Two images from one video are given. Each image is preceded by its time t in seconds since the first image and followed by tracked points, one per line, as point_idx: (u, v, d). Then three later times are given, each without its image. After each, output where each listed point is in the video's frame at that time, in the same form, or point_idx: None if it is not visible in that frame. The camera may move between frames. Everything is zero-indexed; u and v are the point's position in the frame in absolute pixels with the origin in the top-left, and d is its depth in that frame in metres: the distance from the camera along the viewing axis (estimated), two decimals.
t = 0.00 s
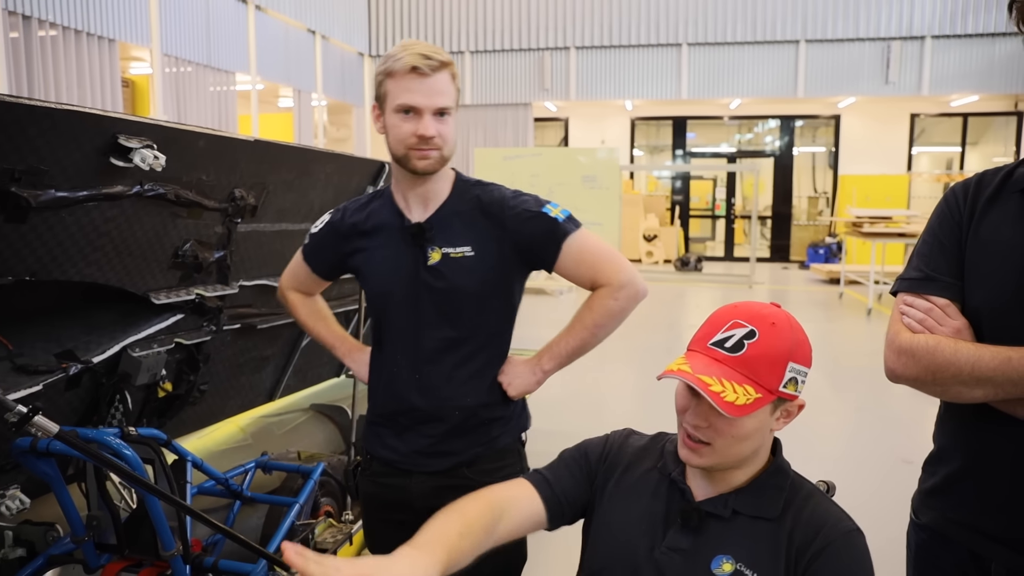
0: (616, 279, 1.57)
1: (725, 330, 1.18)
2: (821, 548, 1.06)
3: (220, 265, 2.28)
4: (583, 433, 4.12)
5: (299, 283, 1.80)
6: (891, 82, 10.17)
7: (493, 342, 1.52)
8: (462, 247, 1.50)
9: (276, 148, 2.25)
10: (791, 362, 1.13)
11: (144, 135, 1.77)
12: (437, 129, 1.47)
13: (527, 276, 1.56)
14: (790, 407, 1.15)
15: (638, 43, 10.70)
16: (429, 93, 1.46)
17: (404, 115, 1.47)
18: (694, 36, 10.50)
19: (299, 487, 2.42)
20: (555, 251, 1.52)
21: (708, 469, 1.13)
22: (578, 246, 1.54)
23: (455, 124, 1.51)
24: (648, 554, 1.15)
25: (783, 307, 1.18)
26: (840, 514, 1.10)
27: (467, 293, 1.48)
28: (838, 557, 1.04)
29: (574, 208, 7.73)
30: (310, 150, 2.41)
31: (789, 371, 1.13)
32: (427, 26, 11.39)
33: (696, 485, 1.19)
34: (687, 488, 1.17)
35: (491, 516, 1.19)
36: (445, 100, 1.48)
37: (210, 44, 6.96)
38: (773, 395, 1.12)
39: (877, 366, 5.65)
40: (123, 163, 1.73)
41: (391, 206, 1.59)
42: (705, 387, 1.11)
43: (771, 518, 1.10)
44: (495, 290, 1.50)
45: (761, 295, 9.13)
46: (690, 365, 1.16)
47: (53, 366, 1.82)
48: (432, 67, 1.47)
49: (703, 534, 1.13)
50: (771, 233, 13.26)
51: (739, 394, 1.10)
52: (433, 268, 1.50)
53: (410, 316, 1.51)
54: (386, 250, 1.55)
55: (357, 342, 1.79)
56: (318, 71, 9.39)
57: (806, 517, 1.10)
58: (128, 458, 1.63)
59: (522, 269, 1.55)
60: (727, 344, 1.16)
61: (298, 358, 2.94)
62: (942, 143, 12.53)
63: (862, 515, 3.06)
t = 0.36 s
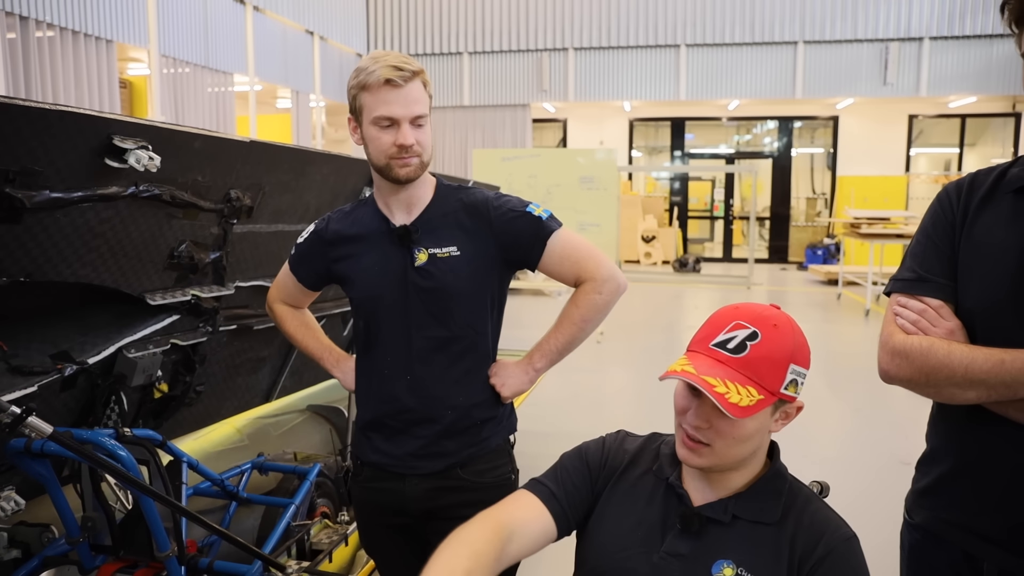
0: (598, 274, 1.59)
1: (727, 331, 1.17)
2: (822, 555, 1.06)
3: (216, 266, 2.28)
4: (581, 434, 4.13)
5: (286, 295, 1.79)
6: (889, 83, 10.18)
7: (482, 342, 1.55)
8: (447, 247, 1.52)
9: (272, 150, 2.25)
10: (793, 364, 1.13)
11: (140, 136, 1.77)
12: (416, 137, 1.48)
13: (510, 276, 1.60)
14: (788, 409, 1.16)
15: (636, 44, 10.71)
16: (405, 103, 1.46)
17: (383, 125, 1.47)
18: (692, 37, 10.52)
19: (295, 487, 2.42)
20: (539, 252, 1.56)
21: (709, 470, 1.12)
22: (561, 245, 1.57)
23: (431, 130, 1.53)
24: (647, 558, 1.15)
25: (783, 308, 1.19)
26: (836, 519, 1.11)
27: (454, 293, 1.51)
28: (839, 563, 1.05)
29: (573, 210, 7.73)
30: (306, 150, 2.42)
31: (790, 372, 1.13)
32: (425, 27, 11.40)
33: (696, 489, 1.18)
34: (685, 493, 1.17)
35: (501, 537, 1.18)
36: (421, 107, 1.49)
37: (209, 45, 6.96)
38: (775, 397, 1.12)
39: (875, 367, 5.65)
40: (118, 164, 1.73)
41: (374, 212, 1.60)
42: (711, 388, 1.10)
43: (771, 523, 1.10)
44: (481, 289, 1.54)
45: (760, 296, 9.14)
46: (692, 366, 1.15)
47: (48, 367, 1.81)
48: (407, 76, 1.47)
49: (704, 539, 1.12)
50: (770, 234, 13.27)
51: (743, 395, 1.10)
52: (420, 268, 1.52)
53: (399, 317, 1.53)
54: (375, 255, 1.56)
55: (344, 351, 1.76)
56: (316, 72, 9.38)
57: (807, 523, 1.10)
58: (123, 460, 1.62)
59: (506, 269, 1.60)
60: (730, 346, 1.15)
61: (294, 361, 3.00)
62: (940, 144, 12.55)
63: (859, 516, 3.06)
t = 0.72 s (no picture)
0: (589, 273, 1.60)
1: (740, 348, 1.13)
2: (814, 559, 1.05)
3: (214, 266, 2.29)
4: (578, 434, 4.14)
5: (280, 294, 1.80)
6: (887, 83, 10.21)
7: (475, 340, 1.55)
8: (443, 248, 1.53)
9: (269, 149, 2.25)
10: (806, 382, 1.10)
11: (137, 136, 1.77)
12: (419, 144, 1.49)
13: (502, 277, 1.60)
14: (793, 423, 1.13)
15: (634, 44, 10.72)
16: (411, 111, 1.47)
17: (387, 133, 1.47)
18: (690, 37, 10.53)
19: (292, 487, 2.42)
20: (533, 252, 1.57)
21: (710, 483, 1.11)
22: (554, 247, 1.59)
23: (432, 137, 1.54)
24: (634, 557, 1.14)
25: (791, 319, 1.15)
26: (830, 523, 1.11)
27: (449, 293, 1.52)
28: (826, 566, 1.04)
29: (570, 210, 7.74)
30: (304, 151, 2.43)
31: (802, 391, 1.10)
32: (424, 27, 11.41)
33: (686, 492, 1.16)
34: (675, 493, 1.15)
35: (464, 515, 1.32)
36: (424, 116, 1.50)
37: (207, 45, 6.97)
38: (787, 416, 1.10)
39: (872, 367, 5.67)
40: (115, 163, 1.73)
41: (371, 211, 1.60)
42: (727, 412, 1.07)
43: (760, 529, 1.09)
44: (476, 290, 1.55)
45: (757, 296, 9.15)
46: (705, 387, 1.11)
47: (45, 366, 1.81)
48: (411, 85, 1.48)
49: (691, 543, 1.11)
50: (768, 234, 13.27)
51: (757, 419, 1.07)
52: (415, 268, 1.52)
53: (393, 315, 1.54)
54: (370, 256, 1.56)
55: (335, 350, 1.76)
56: (315, 72, 9.37)
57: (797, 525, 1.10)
58: (121, 459, 1.61)
59: (499, 269, 1.60)
60: (745, 365, 1.11)
61: (292, 360, 3.02)
62: (938, 145, 12.58)
63: (855, 515, 3.08)
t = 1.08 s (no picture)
0: (583, 269, 1.60)
1: (719, 345, 1.14)
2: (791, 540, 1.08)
3: (211, 263, 2.29)
4: (575, 431, 4.16)
5: (274, 289, 1.80)
6: (884, 83, 10.23)
7: (470, 334, 1.56)
8: (438, 243, 1.54)
9: (266, 146, 2.26)
10: (789, 373, 1.11)
11: (133, 131, 1.78)
12: (414, 142, 1.49)
13: (496, 271, 1.61)
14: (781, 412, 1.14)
15: (632, 43, 10.73)
16: (406, 109, 1.47)
17: (382, 131, 1.47)
18: (687, 36, 10.53)
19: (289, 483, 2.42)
20: (526, 246, 1.57)
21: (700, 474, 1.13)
22: (548, 243, 1.59)
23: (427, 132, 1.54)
24: (624, 542, 1.17)
25: (771, 309, 1.16)
26: (813, 509, 1.13)
27: (443, 288, 1.52)
28: (801, 549, 1.06)
29: (568, 209, 7.74)
30: (301, 148, 2.43)
31: (786, 382, 1.11)
32: (422, 26, 11.41)
33: (674, 478, 1.20)
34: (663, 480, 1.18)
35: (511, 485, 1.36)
36: (419, 114, 1.50)
37: (204, 44, 6.96)
38: (772, 408, 1.11)
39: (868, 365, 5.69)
40: (111, 158, 1.74)
41: (363, 206, 1.61)
42: (706, 412, 1.08)
43: (745, 515, 1.12)
44: (470, 286, 1.55)
45: (755, 295, 9.17)
46: (688, 387, 1.12)
47: (41, 362, 1.81)
48: (405, 83, 1.47)
49: (677, 526, 1.14)
50: (765, 234, 13.29)
51: (739, 415, 1.08)
52: (409, 264, 1.53)
53: (387, 310, 1.54)
54: (365, 251, 1.57)
55: (330, 346, 1.77)
56: (312, 71, 9.35)
57: (781, 512, 1.12)
58: (117, 454, 1.61)
59: (493, 264, 1.60)
60: (725, 361, 1.12)
61: (289, 357, 3.00)
62: (935, 145, 12.62)
63: (849, 512, 3.10)
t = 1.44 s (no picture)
0: (579, 253, 1.62)
1: (723, 319, 1.16)
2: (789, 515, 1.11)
3: (210, 250, 2.30)
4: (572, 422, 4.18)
5: (272, 276, 1.81)
6: (882, 76, 10.25)
7: (468, 317, 1.58)
8: (436, 228, 1.55)
9: (265, 132, 2.31)
10: (789, 352, 1.15)
11: (132, 118, 1.82)
12: (412, 128, 1.50)
13: (495, 255, 1.63)
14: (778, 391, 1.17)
15: (630, 37, 10.71)
16: (403, 95, 1.48)
17: (380, 117, 1.48)
18: (685, 30, 10.53)
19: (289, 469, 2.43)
20: (524, 230, 1.59)
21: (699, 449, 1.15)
22: (544, 226, 1.60)
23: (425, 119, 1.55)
24: (625, 516, 1.20)
25: (773, 291, 1.19)
26: (809, 484, 1.16)
27: (440, 272, 1.53)
28: (797, 521, 1.10)
29: (566, 201, 7.75)
30: (299, 136, 2.48)
31: (786, 360, 1.14)
32: (420, 19, 11.38)
33: (673, 456, 1.23)
34: (662, 456, 1.21)
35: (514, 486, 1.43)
36: (417, 100, 1.51)
37: (201, 36, 6.94)
38: (771, 385, 1.14)
39: (864, 357, 5.73)
40: (111, 144, 1.77)
41: (359, 193, 1.62)
42: (711, 382, 1.10)
43: (744, 489, 1.15)
44: (468, 270, 1.57)
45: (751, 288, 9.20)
46: (691, 358, 1.14)
47: (43, 347, 1.81)
48: (404, 68, 1.48)
49: (677, 501, 1.16)
50: (762, 228, 13.31)
51: (741, 388, 1.11)
52: (407, 249, 1.54)
53: (387, 294, 1.56)
54: (363, 236, 1.58)
55: (329, 331, 1.77)
56: (310, 64, 9.32)
57: (778, 486, 1.15)
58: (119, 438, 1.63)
59: (491, 248, 1.62)
60: (729, 336, 1.15)
61: (288, 346, 3.02)
62: (932, 138, 12.65)
63: (844, 503, 3.13)
